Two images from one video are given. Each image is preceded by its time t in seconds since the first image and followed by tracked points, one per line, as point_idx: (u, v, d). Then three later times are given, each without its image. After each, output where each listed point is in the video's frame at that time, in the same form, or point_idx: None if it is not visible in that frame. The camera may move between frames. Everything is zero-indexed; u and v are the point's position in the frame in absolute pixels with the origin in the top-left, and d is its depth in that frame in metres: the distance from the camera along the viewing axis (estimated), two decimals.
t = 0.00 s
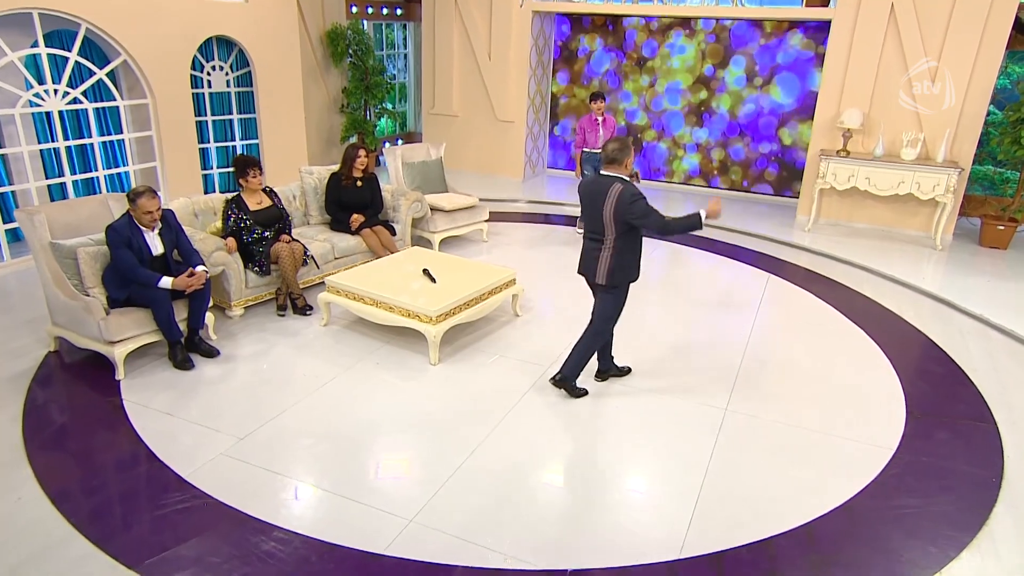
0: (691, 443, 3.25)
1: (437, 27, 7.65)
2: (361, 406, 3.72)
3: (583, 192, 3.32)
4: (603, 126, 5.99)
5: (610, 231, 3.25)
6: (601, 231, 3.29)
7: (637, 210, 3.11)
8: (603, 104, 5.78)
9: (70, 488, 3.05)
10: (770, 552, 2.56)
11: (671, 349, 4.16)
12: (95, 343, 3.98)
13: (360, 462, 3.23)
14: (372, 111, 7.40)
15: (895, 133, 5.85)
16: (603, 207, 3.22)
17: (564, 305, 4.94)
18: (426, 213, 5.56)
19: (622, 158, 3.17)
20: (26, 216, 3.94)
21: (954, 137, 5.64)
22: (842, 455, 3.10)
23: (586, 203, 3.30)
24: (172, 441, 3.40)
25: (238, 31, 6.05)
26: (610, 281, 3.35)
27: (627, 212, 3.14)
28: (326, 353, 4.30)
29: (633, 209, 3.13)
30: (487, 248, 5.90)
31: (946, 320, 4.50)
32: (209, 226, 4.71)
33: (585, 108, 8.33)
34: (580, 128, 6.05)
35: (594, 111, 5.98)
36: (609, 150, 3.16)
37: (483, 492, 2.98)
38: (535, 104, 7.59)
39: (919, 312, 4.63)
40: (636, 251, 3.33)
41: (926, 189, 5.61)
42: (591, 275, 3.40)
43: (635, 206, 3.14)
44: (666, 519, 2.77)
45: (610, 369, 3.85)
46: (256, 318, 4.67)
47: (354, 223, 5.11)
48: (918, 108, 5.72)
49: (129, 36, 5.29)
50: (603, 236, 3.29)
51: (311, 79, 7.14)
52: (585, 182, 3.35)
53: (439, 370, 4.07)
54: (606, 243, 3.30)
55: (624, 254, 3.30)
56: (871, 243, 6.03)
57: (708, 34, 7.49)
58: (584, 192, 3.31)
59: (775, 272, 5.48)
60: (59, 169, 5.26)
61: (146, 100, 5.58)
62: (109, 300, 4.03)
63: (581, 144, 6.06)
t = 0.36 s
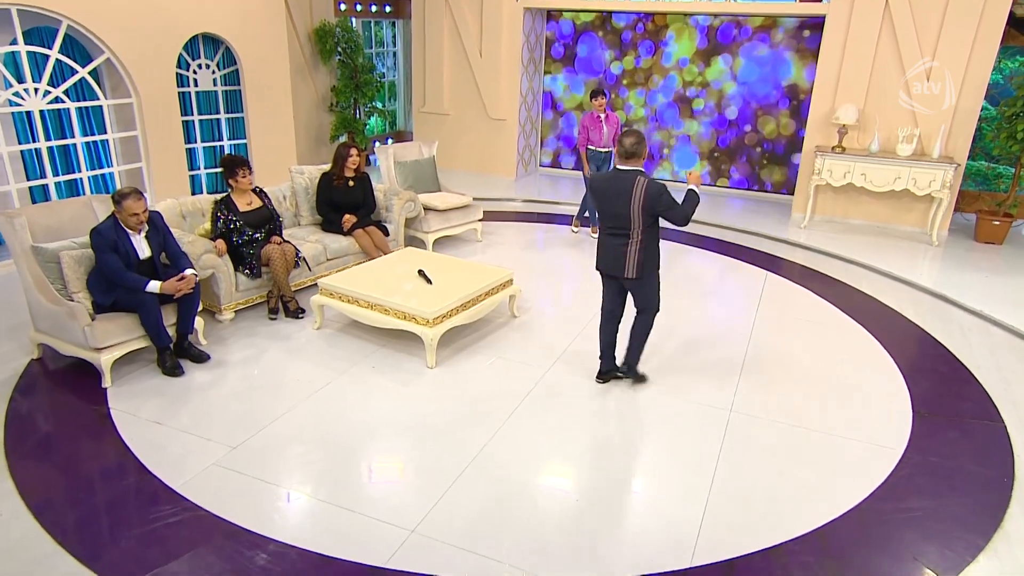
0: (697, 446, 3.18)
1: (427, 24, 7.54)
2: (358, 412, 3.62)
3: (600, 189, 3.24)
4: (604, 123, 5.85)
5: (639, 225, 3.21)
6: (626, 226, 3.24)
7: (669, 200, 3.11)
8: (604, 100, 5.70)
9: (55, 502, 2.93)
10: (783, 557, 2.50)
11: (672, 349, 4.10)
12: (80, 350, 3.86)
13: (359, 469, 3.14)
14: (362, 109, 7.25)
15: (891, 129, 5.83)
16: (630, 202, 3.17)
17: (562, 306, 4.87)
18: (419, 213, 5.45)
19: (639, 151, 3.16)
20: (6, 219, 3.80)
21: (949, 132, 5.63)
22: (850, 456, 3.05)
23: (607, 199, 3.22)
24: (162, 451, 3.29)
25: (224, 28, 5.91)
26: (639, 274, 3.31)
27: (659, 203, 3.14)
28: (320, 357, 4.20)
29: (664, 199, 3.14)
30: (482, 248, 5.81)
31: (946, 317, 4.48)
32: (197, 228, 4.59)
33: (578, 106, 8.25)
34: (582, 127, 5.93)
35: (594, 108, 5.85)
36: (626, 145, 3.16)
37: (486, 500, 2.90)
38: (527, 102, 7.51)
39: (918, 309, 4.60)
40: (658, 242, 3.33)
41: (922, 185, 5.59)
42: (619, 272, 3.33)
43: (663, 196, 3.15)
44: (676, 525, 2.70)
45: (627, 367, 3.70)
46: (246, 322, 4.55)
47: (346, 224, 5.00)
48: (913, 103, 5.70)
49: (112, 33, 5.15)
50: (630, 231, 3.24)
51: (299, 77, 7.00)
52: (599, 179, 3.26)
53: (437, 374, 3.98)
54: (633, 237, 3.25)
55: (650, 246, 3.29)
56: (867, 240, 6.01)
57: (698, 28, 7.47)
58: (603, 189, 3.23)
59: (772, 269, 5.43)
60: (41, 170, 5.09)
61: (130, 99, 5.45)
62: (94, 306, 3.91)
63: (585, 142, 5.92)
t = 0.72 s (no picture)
0: (706, 451, 3.13)
1: (418, 23, 7.43)
2: (358, 421, 3.53)
3: (626, 188, 3.27)
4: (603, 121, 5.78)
5: (663, 224, 3.31)
6: (650, 225, 3.32)
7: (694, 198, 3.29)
8: (603, 99, 5.63)
9: (44, 521, 2.82)
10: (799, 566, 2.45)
11: (677, 355, 4.04)
12: (68, 360, 3.74)
13: (362, 481, 3.04)
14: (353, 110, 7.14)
15: (887, 127, 5.81)
16: (657, 201, 3.27)
17: (561, 309, 4.80)
18: (414, 215, 5.36)
19: (660, 150, 3.26)
20: None
21: (946, 130, 5.62)
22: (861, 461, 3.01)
23: (634, 199, 3.27)
24: (155, 465, 3.18)
25: (213, 27, 5.78)
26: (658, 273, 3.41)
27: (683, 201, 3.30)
28: (317, 364, 4.10)
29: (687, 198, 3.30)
30: (478, 250, 5.72)
31: (949, 316, 4.46)
32: (188, 232, 4.48)
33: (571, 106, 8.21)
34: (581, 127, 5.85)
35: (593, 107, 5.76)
36: (649, 144, 3.21)
37: (492, 513, 2.82)
38: (520, 102, 7.42)
39: (920, 308, 4.58)
40: (671, 241, 3.46)
41: (919, 183, 5.57)
42: (641, 272, 3.39)
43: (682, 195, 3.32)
44: (687, 535, 2.64)
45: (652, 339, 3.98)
46: (240, 329, 4.44)
47: (340, 227, 4.89)
48: (909, 101, 5.69)
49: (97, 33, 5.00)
50: (653, 230, 3.33)
51: (289, 77, 6.87)
52: (620, 180, 3.29)
53: (437, 380, 3.89)
54: (655, 236, 3.35)
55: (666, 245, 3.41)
56: (864, 238, 5.99)
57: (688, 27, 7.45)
58: (628, 189, 3.26)
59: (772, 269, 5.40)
60: (25, 173, 4.95)
61: (116, 100, 5.28)
62: (82, 314, 3.79)
63: (585, 142, 5.83)
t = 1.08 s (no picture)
0: (719, 463, 3.08)
1: (413, 23, 7.33)
2: (363, 433, 3.45)
3: (653, 183, 3.42)
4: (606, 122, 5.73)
5: (689, 216, 3.46)
6: (677, 217, 3.47)
7: (719, 189, 3.43)
8: (604, 100, 5.56)
9: (40, 544, 2.71)
10: None
11: (685, 362, 3.99)
12: (61, 373, 3.64)
13: (369, 497, 2.97)
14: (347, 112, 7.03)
15: (887, 128, 5.81)
16: (684, 194, 3.42)
17: (566, 314, 4.74)
18: (414, 219, 5.27)
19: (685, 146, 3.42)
20: None
21: (946, 130, 5.61)
22: (878, 471, 2.97)
23: (660, 192, 3.42)
24: (154, 483, 3.09)
25: (205, 28, 5.65)
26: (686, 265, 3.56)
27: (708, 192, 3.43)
28: (318, 374, 4.02)
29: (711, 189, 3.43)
30: (478, 254, 5.65)
31: (955, 318, 4.44)
32: (183, 239, 4.36)
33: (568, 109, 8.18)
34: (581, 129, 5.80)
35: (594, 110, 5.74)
36: (675, 140, 3.37)
37: (505, 530, 2.74)
38: (516, 103, 7.35)
39: (926, 311, 4.56)
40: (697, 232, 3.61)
41: (920, 184, 5.56)
42: (670, 262, 3.54)
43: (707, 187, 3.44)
44: (708, 551, 2.57)
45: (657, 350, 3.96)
46: (237, 338, 4.34)
47: (339, 232, 4.79)
48: (910, 101, 5.67)
49: (87, 35, 4.87)
50: (681, 222, 3.48)
51: (283, 79, 6.75)
52: (647, 174, 3.45)
53: (444, 390, 3.82)
54: (682, 228, 3.50)
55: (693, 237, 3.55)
56: (864, 240, 5.98)
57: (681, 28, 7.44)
58: (655, 183, 3.42)
59: (774, 272, 5.37)
60: (12, 179, 4.82)
61: (107, 103, 5.15)
62: (75, 325, 3.69)
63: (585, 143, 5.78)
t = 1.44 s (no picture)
0: (736, 472, 3.08)
1: (410, 27, 7.30)
2: (376, 445, 3.42)
3: (670, 181, 3.72)
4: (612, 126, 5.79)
5: (705, 211, 3.75)
6: (694, 213, 3.76)
7: (732, 181, 3.74)
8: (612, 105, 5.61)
9: (51, 566, 2.66)
10: None
11: (694, 369, 4.00)
12: (65, 386, 3.58)
13: (376, 508, 2.96)
14: (346, 116, 6.93)
15: (884, 131, 5.86)
16: (700, 191, 3.70)
17: (573, 322, 4.74)
18: (416, 225, 5.23)
19: (699, 145, 3.70)
20: None
21: (943, 133, 5.67)
22: (894, 479, 2.99)
23: (677, 190, 3.71)
24: (166, 500, 3.04)
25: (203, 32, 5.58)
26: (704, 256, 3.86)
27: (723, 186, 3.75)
28: (326, 385, 3.98)
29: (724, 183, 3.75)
30: (480, 260, 5.63)
31: (957, 322, 4.50)
32: (185, 247, 4.31)
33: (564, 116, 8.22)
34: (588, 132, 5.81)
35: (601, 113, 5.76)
36: (689, 140, 3.66)
37: (528, 544, 2.72)
38: (514, 107, 7.34)
39: (929, 314, 4.61)
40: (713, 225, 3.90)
41: (918, 187, 5.62)
42: (689, 254, 3.84)
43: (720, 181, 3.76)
44: (733, 562, 2.57)
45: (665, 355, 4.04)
46: (242, 348, 4.30)
47: (342, 239, 4.75)
48: (909, 101, 5.71)
49: (84, 40, 4.79)
50: (698, 217, 3.77)
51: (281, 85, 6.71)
52: (664, 174, 3.75)
53: (455, 400, 3.80)
54: (699, 222, 3.79)
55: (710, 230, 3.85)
56: (863, 242, 6.03)
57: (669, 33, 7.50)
58: (672, 182, 3.71)
59: (776, 276, 5.41)
60: (9, 187, 4.74)
61: (106, 109, 5.07)
62: (78, 337, 3.63)
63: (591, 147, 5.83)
